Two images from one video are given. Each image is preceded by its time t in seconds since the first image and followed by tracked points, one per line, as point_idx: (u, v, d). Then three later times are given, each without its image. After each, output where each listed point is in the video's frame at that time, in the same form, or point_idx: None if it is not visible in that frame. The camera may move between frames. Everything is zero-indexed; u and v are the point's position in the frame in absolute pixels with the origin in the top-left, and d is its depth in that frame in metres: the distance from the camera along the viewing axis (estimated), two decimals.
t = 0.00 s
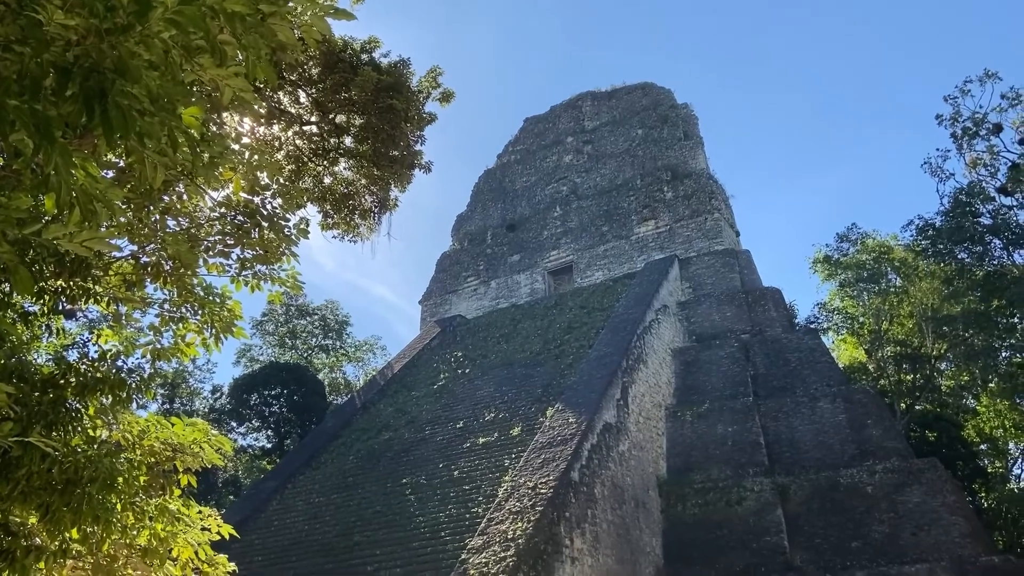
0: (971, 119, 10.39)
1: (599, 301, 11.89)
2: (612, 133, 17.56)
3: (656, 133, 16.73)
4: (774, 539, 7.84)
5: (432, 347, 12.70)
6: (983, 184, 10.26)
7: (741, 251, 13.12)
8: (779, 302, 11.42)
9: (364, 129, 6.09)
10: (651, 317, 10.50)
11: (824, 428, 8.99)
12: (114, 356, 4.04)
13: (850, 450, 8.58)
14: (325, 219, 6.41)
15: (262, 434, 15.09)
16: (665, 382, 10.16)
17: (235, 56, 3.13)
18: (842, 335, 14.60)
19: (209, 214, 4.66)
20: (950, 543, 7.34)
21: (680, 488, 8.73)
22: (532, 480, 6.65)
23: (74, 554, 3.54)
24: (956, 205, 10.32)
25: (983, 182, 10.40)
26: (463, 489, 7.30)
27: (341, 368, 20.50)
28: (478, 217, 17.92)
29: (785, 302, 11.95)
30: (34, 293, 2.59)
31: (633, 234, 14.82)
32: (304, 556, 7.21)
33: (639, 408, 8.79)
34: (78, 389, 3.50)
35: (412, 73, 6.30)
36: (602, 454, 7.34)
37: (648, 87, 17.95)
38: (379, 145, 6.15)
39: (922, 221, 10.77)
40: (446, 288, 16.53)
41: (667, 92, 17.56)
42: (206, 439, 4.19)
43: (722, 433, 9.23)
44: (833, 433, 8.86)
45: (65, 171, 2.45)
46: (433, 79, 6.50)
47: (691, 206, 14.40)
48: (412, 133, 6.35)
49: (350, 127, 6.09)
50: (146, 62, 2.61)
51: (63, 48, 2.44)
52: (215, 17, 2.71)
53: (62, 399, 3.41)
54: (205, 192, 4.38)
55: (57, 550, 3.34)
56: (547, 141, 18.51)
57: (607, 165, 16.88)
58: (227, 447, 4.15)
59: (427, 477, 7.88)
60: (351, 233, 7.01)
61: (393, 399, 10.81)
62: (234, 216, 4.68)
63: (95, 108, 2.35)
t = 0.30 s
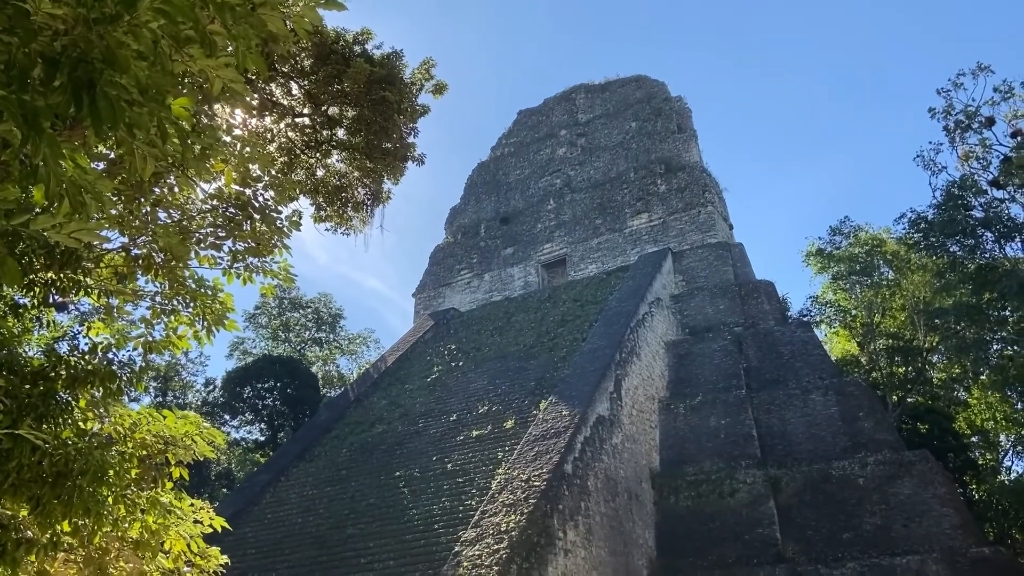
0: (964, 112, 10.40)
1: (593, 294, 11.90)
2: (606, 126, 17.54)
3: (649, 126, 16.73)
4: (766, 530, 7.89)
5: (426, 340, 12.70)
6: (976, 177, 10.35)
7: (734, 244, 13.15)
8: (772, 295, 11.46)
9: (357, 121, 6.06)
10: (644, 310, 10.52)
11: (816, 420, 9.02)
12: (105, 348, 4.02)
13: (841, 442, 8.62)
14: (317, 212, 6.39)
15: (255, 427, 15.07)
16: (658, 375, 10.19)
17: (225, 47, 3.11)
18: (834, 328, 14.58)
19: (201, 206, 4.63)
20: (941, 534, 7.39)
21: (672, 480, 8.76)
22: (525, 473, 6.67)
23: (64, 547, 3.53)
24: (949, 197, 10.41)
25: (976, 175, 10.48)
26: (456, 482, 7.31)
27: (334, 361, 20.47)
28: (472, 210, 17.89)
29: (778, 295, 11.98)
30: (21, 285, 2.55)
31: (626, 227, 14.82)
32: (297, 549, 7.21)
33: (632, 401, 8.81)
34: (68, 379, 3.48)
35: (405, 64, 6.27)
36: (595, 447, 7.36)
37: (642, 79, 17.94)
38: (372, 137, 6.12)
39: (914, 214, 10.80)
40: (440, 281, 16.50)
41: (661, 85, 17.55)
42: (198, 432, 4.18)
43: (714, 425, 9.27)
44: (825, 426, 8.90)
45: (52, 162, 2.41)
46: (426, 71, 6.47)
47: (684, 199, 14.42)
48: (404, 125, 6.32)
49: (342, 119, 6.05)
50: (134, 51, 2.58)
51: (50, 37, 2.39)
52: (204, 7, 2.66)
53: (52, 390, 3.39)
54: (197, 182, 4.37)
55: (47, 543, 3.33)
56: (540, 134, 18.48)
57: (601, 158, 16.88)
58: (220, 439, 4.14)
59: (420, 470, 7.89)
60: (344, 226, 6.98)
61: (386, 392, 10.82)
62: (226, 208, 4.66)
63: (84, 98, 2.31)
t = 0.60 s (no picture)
0: (955, 104, 10.41)
1: (586, 287, 11.90)
2: (599, 119, 17.52)
3: (643, 119, 16.72)
4: (758, 522, 7.92)
5: (419, 333, 12.70)
6: (968, 169, 10.37)
7: (727, 237, 13.17)
8: (765, 288, 11.48)
9: (349, 113, 6.03)
10: (637, 303, 10.53)
11: (808, 412, 9.05)
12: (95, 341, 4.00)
13: (833, 434, 8.66)
14: (309, 204, 6.38)
15: (248, 420, 15.06)
16: (651, 367, 10.21)
17: (212, 36, 3.08)
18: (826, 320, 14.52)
19: (191, 198, 4.62)
20: (932, 525, 7.43)
21: (665, 472, 8.78)
22: (518, 465, 6.68)
23: (54, 540, 3.53)
24: (941, 189, 10.42)
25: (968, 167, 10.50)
26: (450, 474, 7.33)
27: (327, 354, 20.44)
28: (465, 203, 17.86)
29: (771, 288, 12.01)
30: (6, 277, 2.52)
31: (620, 220, 14.82)
32: (291, 541, 7.22)
33: (625, 393, 8.83)
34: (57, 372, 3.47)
35: (398, 56, 6.24)
36: (588, 439, 7.37)
37: (635, 72, 17.91)
38: (364, 129, 6.09)
39: (907, 207, 10.81)
40: (433, 274, 16.47)
41: (654, 78, 17.53)
42: (189, 425, 4.18)
43: (707, 417, 9.30)
44: (817, 418, 8.93)
45: (37, 153, 2.39)
46: (419, 63, 6.45)
47: (677, 192, 14.42)
48: (397, 117, 6.30)
49: (335, 111, 6.03)
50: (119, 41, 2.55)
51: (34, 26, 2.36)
52: None
53: (40, 383, 3.38)
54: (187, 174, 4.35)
55: (36, 536, 3.34)
56: (534, 127, 18.45)
57: (594, 150, 16.86)
58: (211, 432, 4.14)
59: (414, 462, 7.90)
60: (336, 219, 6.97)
61: (379, 385, 10.83)
62: (217, 201, 4.64)
63: (68, 88, 2.28)
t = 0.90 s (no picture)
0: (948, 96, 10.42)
1: (579, 279, 11.90)
2: (592, 111, 17.50)
3: (636, 111, 16.71)
4: (751, 513, 7.95)
5: (412, 325, 12.70)
6: (960, 161, 10.38)
7: (720, 229, 13.18)
8: (758, 280, 11.51)
9: (341, 104, 6.02)
10: (631, 295, 10.54)
11: (800, 404, 9.08)
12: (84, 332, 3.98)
13: (826, 425, 8.69)
14: (301, 195, 6.37)
15: (242, 413, 15.03)
16: (645, 359, 10.22)
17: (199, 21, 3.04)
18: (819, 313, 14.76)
19: (182, 189, 4.60)
20: (924, 515, 7.47)
21: (659, 463, 8.80)
22: (512, 457, 6.69)
23: (44, 532, 3.52)
24: (934, 181, 10.44)
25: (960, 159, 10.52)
26: (444, 466, 7.33)
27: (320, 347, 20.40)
28: (458, 196, 17.83)
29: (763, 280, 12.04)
30: None
31: (613, 212, 14.82)
32: (285, 534, 7.21)
33: (619, 385, 8.84)
34: (44, 363, 3.44)
35: (389, 47, 6.22)
36: (581, 431, 7.38)
37: (628, 64, 17.89)
38: (356, 121, 6.08)
39: (899, 198, 10.82)
40: (426, 267, 16.45)
41: (647, 70, 17.52)
42: (180, 417, 4.16)
43: (700, 409, 9.32)
44: (810, 409, 8.96)
45: (21, 139, 2.36)
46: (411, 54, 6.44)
47: (670, 184, 14.43)
48: (389, 109, 6.28)
49: (326, 102, 6.01)
50: (104, 25, 2.51)
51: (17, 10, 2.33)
52: None
53: (27, 373, 3.37)
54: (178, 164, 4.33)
55: (25, 529, 3.41)
56: (526, 119, 18.42)
57: (588, 143, 16.85)
58: (201, 424, 4.12)
59: (407, 455, 7.90)
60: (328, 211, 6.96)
61: (372, 377, 10.82)
62: (207, 191, 4.63)
63: (51, 73, 2.25)
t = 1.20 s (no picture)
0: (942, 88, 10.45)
1: (573, 272, 11.91)
2: (586, 103, 17.49)
3: (630, 103, 16.71)
4: (745, 504, 7.98)
5: (406, 318, 12.69)
6: (953, 153, 10.42)
7: (714, 221, 13.21)
8: (752, 272, 11.54)
9: (334, 95, 6.00)
10: (625, 287, 10.55)
11: (794, 396, 9.11)
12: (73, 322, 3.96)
13: (819, 417, 8.73)
14: (294, 186, 6.36)
15: (235, 407, 15.00)
16: (639, 352, 10.24)
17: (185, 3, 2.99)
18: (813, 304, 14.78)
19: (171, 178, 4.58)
20: (916, 506, 7.51)
21: (653, 455, 8.83)
22: (506, 449, 6.69)
23: (33, 524, 3.51)
24: (927, 173, 10.46)
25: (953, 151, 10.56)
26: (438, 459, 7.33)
27: (314, 340, 20.37)
28: (452, 188, 17.81)
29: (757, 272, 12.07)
30: None
31: (607, 205, 14.83)
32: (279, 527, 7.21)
33: (613, 377, 8.86)
34: (30, 352, 3.40)
35: (382, 36, 6.20)
36: (576, 423, 7.39)
37: (622, 56, 17.88)
38: (349, 111, 6.06)
39: (893, 190, 10.85)
40: (420, 260, 16.43)
41: (641, 62, 17.52)
42: (170, 407, 4.14)
43: (694, 401, 9.35)
44: (803, 401, 9.00)
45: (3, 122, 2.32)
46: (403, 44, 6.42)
47: (664, 176, 14.44)
48: (382, 100, 6.26)
49: (319, 93, 5.99)
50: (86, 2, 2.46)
51: None
52: None
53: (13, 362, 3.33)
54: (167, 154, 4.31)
55: (13, 519, 3.39)
56: (520, 111, 18.39)
57: (582, 135, 16.85)
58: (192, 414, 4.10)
59: (402, 447, 7.90)
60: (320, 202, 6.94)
61: (367, 370, 10.82)
62: (198, 181, 4.61)
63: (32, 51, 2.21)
